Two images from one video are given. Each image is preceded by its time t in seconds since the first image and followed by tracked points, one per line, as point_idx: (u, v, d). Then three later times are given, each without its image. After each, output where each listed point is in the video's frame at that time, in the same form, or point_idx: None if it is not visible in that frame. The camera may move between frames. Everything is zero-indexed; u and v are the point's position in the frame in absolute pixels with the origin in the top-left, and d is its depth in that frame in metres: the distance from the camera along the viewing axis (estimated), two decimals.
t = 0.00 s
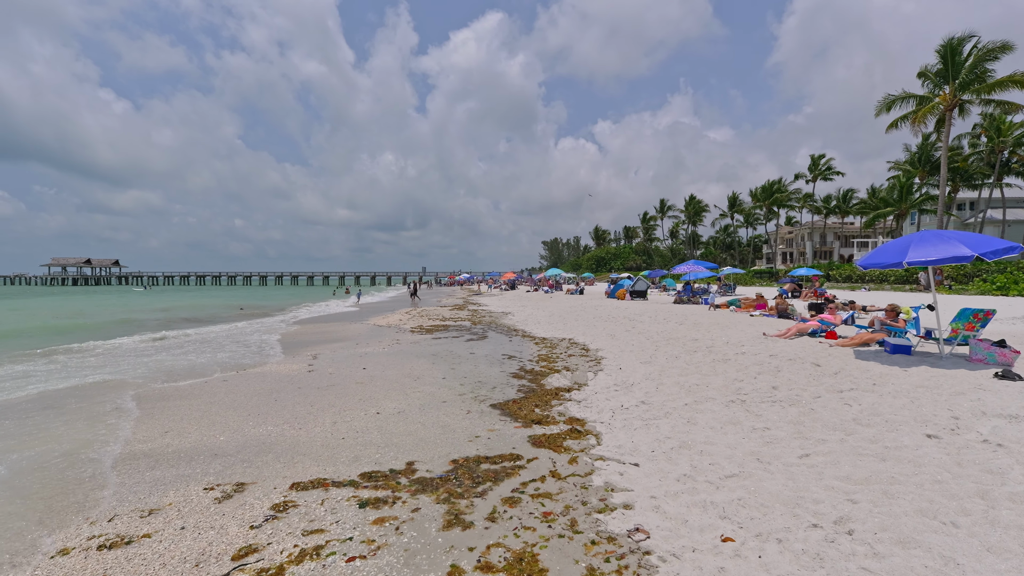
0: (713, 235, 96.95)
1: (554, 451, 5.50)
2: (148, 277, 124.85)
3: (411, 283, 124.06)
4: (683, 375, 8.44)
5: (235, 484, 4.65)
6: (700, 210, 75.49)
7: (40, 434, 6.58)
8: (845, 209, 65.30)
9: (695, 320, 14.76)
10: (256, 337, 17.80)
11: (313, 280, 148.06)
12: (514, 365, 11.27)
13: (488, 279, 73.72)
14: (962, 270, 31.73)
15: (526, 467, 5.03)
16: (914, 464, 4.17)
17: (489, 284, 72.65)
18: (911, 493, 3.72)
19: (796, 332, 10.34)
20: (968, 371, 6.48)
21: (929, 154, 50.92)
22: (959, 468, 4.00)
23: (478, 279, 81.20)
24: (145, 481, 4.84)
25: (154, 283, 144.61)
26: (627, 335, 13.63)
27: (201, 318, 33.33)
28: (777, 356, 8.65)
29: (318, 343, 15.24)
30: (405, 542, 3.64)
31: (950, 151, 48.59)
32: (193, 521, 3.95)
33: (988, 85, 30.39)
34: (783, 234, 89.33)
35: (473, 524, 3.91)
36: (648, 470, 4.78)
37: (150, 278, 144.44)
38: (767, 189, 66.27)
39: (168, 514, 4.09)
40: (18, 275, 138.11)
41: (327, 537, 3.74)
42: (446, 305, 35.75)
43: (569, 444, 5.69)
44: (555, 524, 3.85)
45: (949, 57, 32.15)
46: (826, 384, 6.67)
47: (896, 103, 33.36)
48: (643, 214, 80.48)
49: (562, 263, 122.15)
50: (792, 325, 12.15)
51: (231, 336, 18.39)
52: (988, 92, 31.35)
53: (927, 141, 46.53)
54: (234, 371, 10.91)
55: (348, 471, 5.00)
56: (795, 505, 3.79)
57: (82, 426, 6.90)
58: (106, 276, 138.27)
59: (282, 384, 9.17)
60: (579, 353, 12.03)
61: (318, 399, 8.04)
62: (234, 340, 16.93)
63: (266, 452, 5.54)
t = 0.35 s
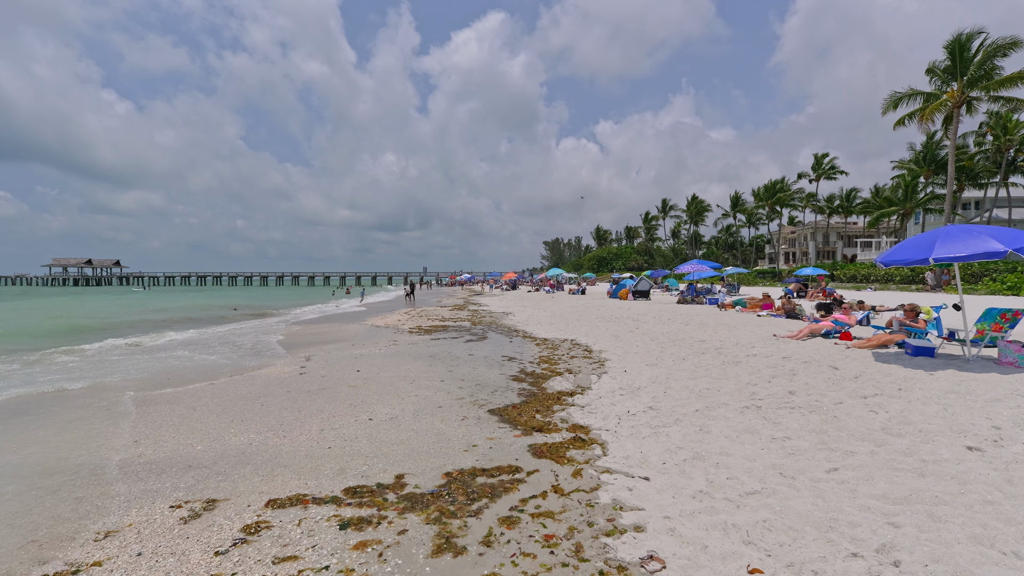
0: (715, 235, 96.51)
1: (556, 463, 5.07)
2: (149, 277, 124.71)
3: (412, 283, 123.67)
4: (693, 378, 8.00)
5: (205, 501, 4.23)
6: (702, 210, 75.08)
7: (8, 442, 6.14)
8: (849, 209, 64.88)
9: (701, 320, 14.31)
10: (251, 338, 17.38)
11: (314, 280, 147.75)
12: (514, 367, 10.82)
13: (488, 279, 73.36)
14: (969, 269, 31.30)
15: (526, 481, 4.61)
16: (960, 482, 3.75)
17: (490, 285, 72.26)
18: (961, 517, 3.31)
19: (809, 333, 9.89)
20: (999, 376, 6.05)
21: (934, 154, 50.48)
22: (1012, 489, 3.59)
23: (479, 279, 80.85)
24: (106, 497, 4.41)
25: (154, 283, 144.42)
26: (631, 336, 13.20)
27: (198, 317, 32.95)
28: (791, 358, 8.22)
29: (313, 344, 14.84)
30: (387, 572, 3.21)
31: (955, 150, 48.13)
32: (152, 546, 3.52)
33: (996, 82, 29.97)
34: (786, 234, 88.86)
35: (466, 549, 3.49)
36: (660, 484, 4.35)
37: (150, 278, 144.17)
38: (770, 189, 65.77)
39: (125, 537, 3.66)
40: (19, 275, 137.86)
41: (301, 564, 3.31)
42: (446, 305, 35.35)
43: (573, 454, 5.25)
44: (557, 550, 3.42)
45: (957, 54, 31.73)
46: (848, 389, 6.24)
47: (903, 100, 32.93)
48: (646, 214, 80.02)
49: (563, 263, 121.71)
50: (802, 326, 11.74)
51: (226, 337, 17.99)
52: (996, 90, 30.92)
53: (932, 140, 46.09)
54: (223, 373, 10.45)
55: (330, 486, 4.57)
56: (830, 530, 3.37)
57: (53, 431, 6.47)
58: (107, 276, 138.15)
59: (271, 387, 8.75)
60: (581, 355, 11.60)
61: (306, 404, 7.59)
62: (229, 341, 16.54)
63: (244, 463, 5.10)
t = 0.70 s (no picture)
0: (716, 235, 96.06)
1: (556, 481, 4.64)
2: (147, 277, 124.27)
3: (412, 283, 123.24)
4: (701, 384, 7.56)
5: (164, 528, 3.81)
6: (703, 209, 74.63)
7: None
8: (851, 208, 64.45)
9: (706, 322, 13.86)
10: (243, 340, 16.95)
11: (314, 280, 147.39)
12: (512, 371, 10.37)
13: (488, 279, 72.93)
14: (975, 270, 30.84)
15: (524, 505, 4.18)
16: (1012, 510, 3.34)
17: (489, 285, 71.85)
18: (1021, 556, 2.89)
19: (821, 336, 9.43)
20: None
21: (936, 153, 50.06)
22: None
23: (478, 279, 80.42)
24: (57, 523, 3.99)
25: (153, 283, 144.06)
26: (633, 339, 12.76)
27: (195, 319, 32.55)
28: (804, 363, 7.78)
29: (306, 347, 14.40)
30: None
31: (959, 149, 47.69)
32: None
33: (1003, 79, 29.52)
34: (787, 234, 88.37)
35: None
36: (671, 509, 3.92)
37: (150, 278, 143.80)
38: (771, 188, 65.32)
39: None
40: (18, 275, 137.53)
41: None
42: (445, 305, 34.92)
43: (574, 472, 4.82)
44: None
45: (963, 50, 31.29)
46: (869, 398, 5.81)
47: (908, 98, 32.48)
48: (646, 214, 79.59)
49: (563, 263, 121.27)
50: (812, 328, 11.30)
51: (219, 338, 17.55)
52: (1003, 87, 30.47)
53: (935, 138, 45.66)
54: (208, 377, 10.02)
55: (306, 509, 4.15)
56: (869, 569, 2.95)
57: (17, 443, 6.04)
58: (106, 276, 137.80)
59: (255, 393, 8.31)
60: (582, 359, 11.17)
61: (291, 412, 7.16)
62: (221, 343, 16.11)
63: (215, 482, 4.68)
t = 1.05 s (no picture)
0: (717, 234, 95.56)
1: (555, 497, 4.22)
2: (148, 276, 124.11)
3: (412, 282, 122.87)
4: (709, 388, 7.12)
5: (113, 554, 3.40)
6: (705, 209, 74.10)
7: None
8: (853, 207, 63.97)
9: (711, 322, 13.41)
10: (235, 339, 16.52)
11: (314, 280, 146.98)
12: (510, 373, 9.93)
13: (488, 278, 72.50)
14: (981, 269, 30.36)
15: (517, 525, 3.75)
16: None
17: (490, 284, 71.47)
18: None
19: (833, 337, 8.99)
20: None
21: (940, 151, 49.60)
22: None
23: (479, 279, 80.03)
24: None
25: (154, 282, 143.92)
26: (636, 339, 12.33)
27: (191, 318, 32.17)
28: (818, 366, 7.35)
29: (298, 347, 14.00)
30: None
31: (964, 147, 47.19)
32: None
33: (1010, 75, 29.04)
34: (789, 233, 87.89)
35: None
36: (682, 531, 3.50)
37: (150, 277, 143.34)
38: (774, 187, 64.87)
39: None
40: (18, 275, 137.25)
41: None
42: (444, 305, 34.49)
43: (574, 486, 4.40)
44: None
45: (969, 46, 30.82)
46: (894, 405, 5.39)
47: (913, 94, 32.00)
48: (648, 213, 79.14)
49: (563, 263, 120.87)
50: (822, 328, 10.87)
51: (212, 338, 17.15)
52: (1010, 83, 29.98)
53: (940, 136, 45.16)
54: (192, 379, 9.56)
55: (276, 529, 3.74)
56: None
57: None
58: (107, 276, 137.62)
59: (238, 397, 7.87)
60: (583, 360, 10.74)
61: (273, 418, 6.72)
62: (213, 342, 15.70)
63: (179, 498, 4.25)
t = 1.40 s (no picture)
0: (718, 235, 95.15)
1: (548, 525, 3.79)
2: (148, 277, 124.02)
3: (412, 283, 122.55)
4: (715, 398, 6.69)
5: None
6: (706, 209, 73.63)
7: None
8: (854, 208, 63.51)
9: (715, 325, 12.99)
10: (226, 341, 16.11)
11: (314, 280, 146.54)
12: (507, 380, 9.50)
13: (488, 279, 72.12)
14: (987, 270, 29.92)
15: (506, 562, 3.33)
16: None
17: (489, 284, 71.09)
18: None
19: (845, 342, 8.54)
20: None
21: (943, 151, 49.14)
22: None
23: (478, 279, 79.64)
24: None
25: (153, 282, 143.70)
26: (637, 343, 11.89)
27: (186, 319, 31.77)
28: (832, 374, 6.91)
29: (288, 350, 13.57)
30: None
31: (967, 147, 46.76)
32: None
33: (1016, 73, 28.59)
34: (790, 233, 87.45)
35: None
36: (691, 572, 3.08)
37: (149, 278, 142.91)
38: (775, 187, 64.41)
39: None
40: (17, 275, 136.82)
41: None
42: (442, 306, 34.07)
43: (571, 513, 3.98)
44: None
45: (974, 44, 30.40)
46: (919, 419, 4.96)
47: (918, 93, 31.58)
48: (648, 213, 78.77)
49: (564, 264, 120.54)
50: (831, 331, 10.43)
51: (203, 339, 16.75)
52: (1016, 81, 29.54)
53: (944, 136, 44.73)
54: (173, 383, 9.12)
55: (232, 567, 3.32)
56: None
57: None
58: (106, 276, 137.46)
59: (217, 405, 7.44)
60: (582, 365, 10.31)
61: (251, 431, 6.29)
62: (203, 345, 15.31)
63: (131, 529, 3.82)
